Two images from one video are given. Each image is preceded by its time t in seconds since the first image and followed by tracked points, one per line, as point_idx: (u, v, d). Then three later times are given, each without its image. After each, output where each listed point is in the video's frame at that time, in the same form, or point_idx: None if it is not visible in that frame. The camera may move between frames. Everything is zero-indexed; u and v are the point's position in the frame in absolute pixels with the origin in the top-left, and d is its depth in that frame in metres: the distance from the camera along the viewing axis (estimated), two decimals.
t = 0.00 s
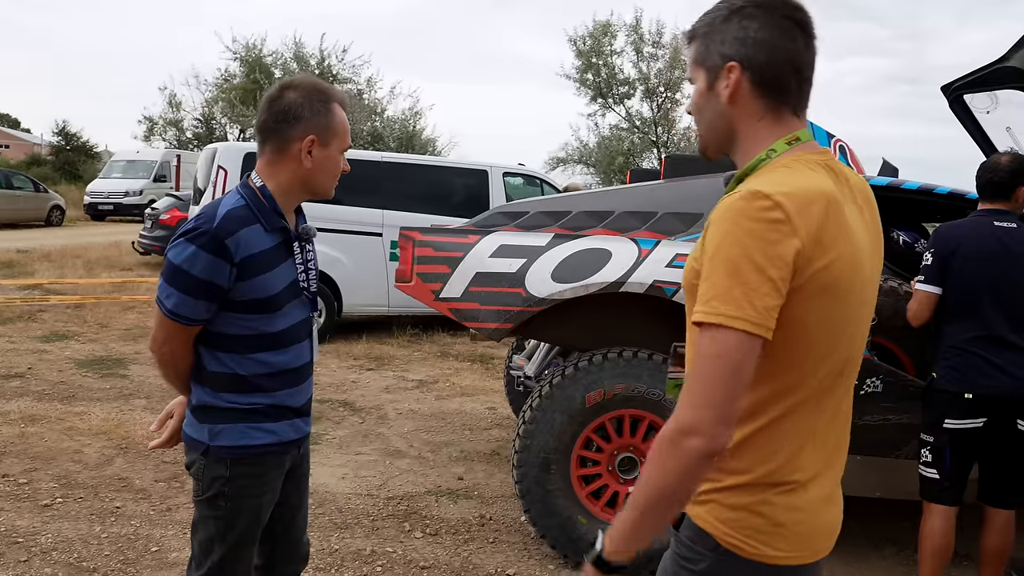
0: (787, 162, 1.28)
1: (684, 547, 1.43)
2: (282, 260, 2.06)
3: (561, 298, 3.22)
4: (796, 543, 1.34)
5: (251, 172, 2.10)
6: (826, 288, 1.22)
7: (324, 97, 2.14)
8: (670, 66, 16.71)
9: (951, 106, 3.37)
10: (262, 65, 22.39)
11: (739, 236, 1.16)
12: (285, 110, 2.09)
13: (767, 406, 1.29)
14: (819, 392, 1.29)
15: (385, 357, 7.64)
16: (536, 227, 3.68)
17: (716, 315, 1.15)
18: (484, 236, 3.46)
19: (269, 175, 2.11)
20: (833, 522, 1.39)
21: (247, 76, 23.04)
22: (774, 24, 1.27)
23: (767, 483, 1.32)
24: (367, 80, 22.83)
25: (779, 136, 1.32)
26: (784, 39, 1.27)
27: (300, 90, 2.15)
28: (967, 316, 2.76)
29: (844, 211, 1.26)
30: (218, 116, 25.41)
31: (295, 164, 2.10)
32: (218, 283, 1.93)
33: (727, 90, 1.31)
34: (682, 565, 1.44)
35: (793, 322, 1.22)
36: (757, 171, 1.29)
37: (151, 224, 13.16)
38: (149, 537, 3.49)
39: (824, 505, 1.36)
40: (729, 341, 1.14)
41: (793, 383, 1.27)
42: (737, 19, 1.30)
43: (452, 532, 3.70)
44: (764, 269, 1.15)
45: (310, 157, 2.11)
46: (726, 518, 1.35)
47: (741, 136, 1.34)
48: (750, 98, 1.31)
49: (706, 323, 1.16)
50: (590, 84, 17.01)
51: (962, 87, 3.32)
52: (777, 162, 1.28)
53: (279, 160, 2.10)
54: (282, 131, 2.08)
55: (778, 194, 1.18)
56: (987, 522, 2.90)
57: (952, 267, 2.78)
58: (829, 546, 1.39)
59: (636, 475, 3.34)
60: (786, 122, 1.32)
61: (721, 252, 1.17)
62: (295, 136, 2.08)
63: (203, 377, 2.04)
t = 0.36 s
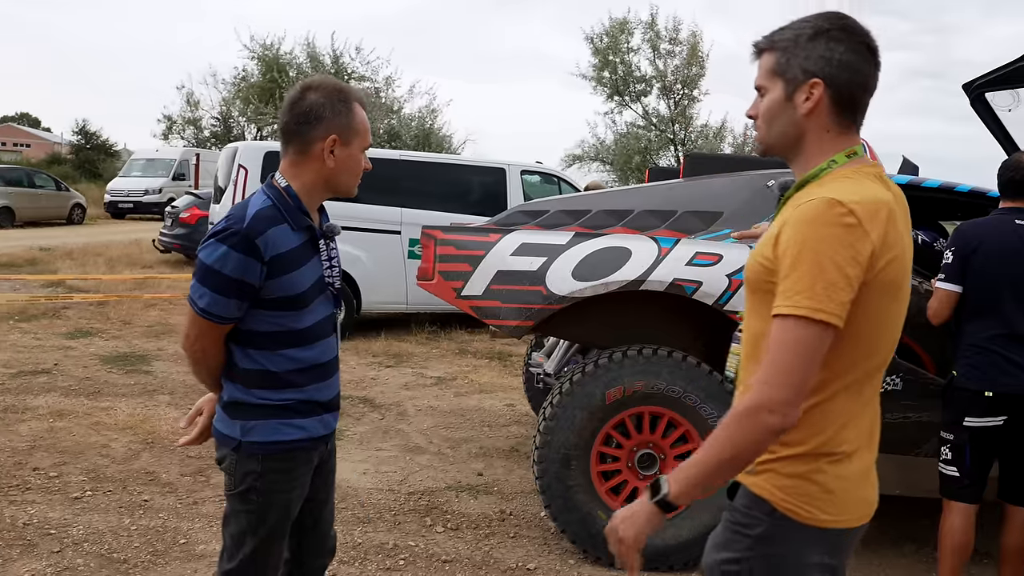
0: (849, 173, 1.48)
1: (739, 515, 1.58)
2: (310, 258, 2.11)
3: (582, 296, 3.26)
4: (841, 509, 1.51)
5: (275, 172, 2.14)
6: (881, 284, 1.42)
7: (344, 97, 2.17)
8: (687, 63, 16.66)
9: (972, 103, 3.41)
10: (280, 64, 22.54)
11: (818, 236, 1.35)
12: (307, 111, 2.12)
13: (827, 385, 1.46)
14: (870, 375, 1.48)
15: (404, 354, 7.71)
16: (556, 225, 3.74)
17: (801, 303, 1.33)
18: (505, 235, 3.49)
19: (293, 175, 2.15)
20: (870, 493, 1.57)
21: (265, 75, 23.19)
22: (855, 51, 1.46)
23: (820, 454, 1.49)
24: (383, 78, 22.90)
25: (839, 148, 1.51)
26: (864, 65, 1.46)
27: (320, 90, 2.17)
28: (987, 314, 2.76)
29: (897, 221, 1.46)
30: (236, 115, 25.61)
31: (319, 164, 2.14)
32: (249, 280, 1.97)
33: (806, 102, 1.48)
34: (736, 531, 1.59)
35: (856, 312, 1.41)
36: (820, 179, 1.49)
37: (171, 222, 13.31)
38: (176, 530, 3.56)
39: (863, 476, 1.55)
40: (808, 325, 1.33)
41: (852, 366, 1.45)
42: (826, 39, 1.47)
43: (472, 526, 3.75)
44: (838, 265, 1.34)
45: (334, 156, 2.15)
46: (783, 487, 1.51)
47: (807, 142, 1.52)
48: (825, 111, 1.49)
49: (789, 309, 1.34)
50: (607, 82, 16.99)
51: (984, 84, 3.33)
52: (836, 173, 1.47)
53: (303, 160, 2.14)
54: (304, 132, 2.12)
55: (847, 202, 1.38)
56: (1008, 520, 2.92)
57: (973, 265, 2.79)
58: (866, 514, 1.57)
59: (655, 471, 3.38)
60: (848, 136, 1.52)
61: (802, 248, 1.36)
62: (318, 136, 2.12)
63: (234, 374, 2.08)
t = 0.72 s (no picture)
0: (888, 170, 1.63)
1: (810, 484, 1.68)
2: (338, 257, 2.17)
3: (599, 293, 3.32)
4: (904, 472, 1.64)
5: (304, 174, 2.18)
6: (927, 263, 1.57)
7: (367, 98, 2.21)
8: (697, 61, 16.66)
9: (983, 103, 3.45)
10: (289, 63, 22.64)
11: (870, 223, 1.50)
12: (332, 113, 2.16)
13: (884, 358, 1.60)
14: (919, 348, 1.62)
15: (416, 351, 7.78)
16: (572, 224, 3.80)
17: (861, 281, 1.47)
18: (523, 233, 3.56)
19: (321, 177, 2.19)
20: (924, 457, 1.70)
21: (274, 74, 23.30)
22: (884, 66, 1.63)
23: (883, 421, 1.62)
24: (392, 77, 22.97)
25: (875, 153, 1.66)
26: (892, 78, 1.63)
27: (344, 93, 2.21)
28: (999, 309, 2.81)
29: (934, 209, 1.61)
30: (247, 114, 25.73)
31: (345, 164, 2.18)
32: (282, 280, 2.03)
33: (845, 114, 1.64)
34: (807, 499, 1.68)
35: (906, 289, 1.55)
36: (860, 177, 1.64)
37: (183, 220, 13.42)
38: (200, 523, 3.63)
39: (919, 443, 1.68)
40: (867, 301, 1.47)
41: (905, 338, 1.59)
42: (855, 58, 1.63)
43: (490, 519, 3.82)
44: (891, 245, 1.49)
45: (359, 156, 2.18)
46: (853, 456, 1.63)
47: (846, 149, 1.67)
48: (861, 121, 1.64)
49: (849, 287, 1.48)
50: (616, 80, 17.00)
51: (994, 84, 3.38)
52: (874, 172, 1.62)
53: (331, 161, 2.18)
54: (330, 135, 2.16)
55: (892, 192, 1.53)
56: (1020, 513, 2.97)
57: (985, 261, 2.83)
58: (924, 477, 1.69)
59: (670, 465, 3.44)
60: (881, 142, 1.67)
61: (857, 234, 1.50)
62: (343, 137, 2.16)
63: (267, 369, 2.15)
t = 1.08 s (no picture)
0: (889, 169, 1.71)
1: (808, 464, 1.78)
2: (347, 253, 2.19)
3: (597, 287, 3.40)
4: (896, 453, 1.73)
5: (310, 174, 2.17)
6: (917, 257, 1.65)
7: (371, 99, 2.19)
8: (688, 56, 16.76)
9: (970, 100, 3.55)
10: (281, 58, 22.61)
11: (860, 214, 1.59)
12: (336, 114, 2.15)
13: (875, 345, 1.69)
14: (910, 336, 1.71)
15: (413, 346, 7.86)
16: (570, 220, 3.89)
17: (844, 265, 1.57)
18: (522, 228, 3.63)
19: (326, 177, 2.18)
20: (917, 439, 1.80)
21: (266, 69, 23.26)
22: (885, 75, 1.72)
23: (876, 405, 1.71)
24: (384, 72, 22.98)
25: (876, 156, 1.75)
26: (893, 87, 1.72)
27: (349, 94, 2.19)
28: (984, 302, 2.91)
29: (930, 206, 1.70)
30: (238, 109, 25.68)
31: (350, 164, 2.17)
32: (294, 278, 2.05)
33: (847, 120, 1.72)
34: (805, 478, 1.79)
35: (897, 278, 1.64)
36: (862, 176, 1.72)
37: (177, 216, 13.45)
38: (207, 514, 3.70)
39: (913, 427, 1.77)
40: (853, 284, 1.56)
41: (895, 327, 1.68)
42: (858, 67, 1.72)
43: (491, 509, 3.92)
44: (876, 237, 1.58)
45: (364, 156, 2.17)
46: (847, 437, 1.73)
47: (848, 153, 1.75)
48: (863, 126, 1.73)
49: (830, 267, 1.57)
50: (608, 75, 17.08)
51: (981, 82, 3.47)
52: (877, 172, 1.70)
53: (335, 161, 2.17)
54: (335, 136, 2.15)
55: (883, 188, 1.62)
56: (1003, 496, 3.04)
57: (970, 256, 2.93)
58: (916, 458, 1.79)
59: (667, 454, 3.54)
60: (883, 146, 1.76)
61: (850, 223, 1.59)
62: (347, 138, 2.14)
63: (281, 363, 2.19)
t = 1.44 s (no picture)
0: (880, 172, 1.76)
1: (784, 463, 1.84)
2: (341, 252, 2.22)
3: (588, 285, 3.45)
4: (868, 453, 1.79)
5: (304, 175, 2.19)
6: (893, 261, 1.71)
7: (364, 100, 2.21)
8: (679, 55, 16.84)
9: (954, 100, 3.61)
10: (273, 57, 22.58)
11: (835, 214, 1.66)
12: (330, 116, 2.16)
13: (849, 346, 1.75)
14: (885, 339, 1.76)
15: (407, 343, 7.91)
16: (563, 218, 3.94)
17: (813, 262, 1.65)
18: (515, 227, 3.69)
19: (321, 177, 2.20)
20: (892, 442, 1.84)
21: (258, 67, 23.23)
22: (887, 78, 1.77)
23: (849, 405, 1.77)
24: (377, 70, 22.99)
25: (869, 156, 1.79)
26: (893, 91, 1.77)
27: (341, 96, 2.21)
28: (967, 300, 2.97)
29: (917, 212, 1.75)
30: (231, 107, 25.63)
31: (344, 166, 2.19)
32: (288, 276, 2.07)
33: (844, 118, 1.77)
34: (781, 476, 1.84)
35: (873, 280, 1.70)
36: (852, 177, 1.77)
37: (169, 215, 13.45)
38: (204, 509, 3.74)
39: (886, 428, 1.82)
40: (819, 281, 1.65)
41: (869, 329, 1.74)
42: (863, 68, 1.77)
43: (485, 503, 3.97)
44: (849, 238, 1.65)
45: (357, 158, 2.19)
46: (822, 436, 1.78)
47: (840, 150, 1.80)
48: (860, 126, 1.77)
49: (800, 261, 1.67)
50: (601, 73, 17.14)
51: (964, 83, 3.55)
52: (867, 174, 1.75)
53: (329, 162, 2.19)
54: (329, 137, 2.17)
55: (863, 189, 1.68)
56: (987, 488, 3.11)
57: (953, 254, 3.00)
58: (889, 460, 1.83)
59: (658, 448, 3.60)
60: (877, 147, 1.80)
61: (829, 223, 1.66)
62: (341, 139, 2.16)
63: (277, 360, 2.22)
